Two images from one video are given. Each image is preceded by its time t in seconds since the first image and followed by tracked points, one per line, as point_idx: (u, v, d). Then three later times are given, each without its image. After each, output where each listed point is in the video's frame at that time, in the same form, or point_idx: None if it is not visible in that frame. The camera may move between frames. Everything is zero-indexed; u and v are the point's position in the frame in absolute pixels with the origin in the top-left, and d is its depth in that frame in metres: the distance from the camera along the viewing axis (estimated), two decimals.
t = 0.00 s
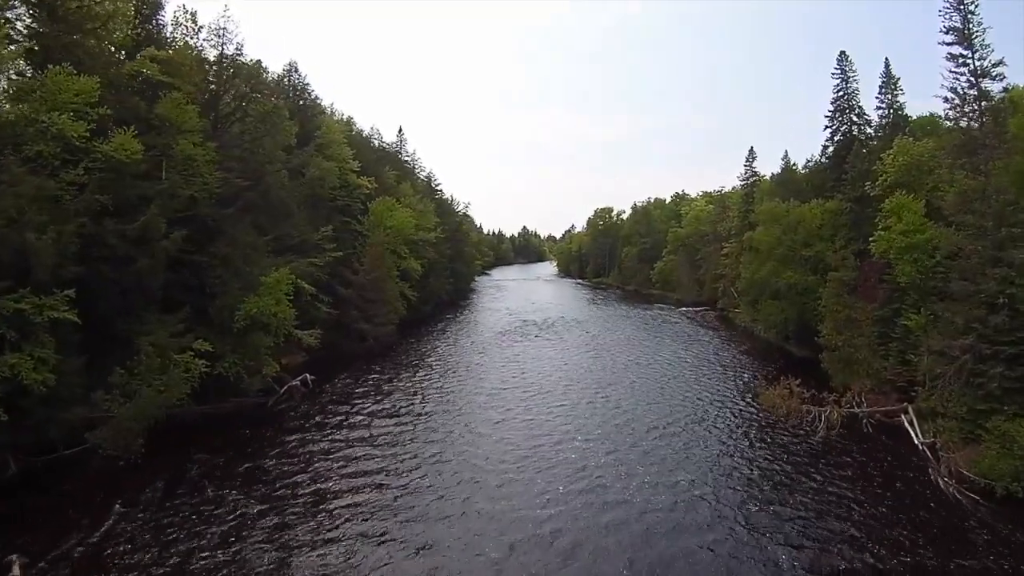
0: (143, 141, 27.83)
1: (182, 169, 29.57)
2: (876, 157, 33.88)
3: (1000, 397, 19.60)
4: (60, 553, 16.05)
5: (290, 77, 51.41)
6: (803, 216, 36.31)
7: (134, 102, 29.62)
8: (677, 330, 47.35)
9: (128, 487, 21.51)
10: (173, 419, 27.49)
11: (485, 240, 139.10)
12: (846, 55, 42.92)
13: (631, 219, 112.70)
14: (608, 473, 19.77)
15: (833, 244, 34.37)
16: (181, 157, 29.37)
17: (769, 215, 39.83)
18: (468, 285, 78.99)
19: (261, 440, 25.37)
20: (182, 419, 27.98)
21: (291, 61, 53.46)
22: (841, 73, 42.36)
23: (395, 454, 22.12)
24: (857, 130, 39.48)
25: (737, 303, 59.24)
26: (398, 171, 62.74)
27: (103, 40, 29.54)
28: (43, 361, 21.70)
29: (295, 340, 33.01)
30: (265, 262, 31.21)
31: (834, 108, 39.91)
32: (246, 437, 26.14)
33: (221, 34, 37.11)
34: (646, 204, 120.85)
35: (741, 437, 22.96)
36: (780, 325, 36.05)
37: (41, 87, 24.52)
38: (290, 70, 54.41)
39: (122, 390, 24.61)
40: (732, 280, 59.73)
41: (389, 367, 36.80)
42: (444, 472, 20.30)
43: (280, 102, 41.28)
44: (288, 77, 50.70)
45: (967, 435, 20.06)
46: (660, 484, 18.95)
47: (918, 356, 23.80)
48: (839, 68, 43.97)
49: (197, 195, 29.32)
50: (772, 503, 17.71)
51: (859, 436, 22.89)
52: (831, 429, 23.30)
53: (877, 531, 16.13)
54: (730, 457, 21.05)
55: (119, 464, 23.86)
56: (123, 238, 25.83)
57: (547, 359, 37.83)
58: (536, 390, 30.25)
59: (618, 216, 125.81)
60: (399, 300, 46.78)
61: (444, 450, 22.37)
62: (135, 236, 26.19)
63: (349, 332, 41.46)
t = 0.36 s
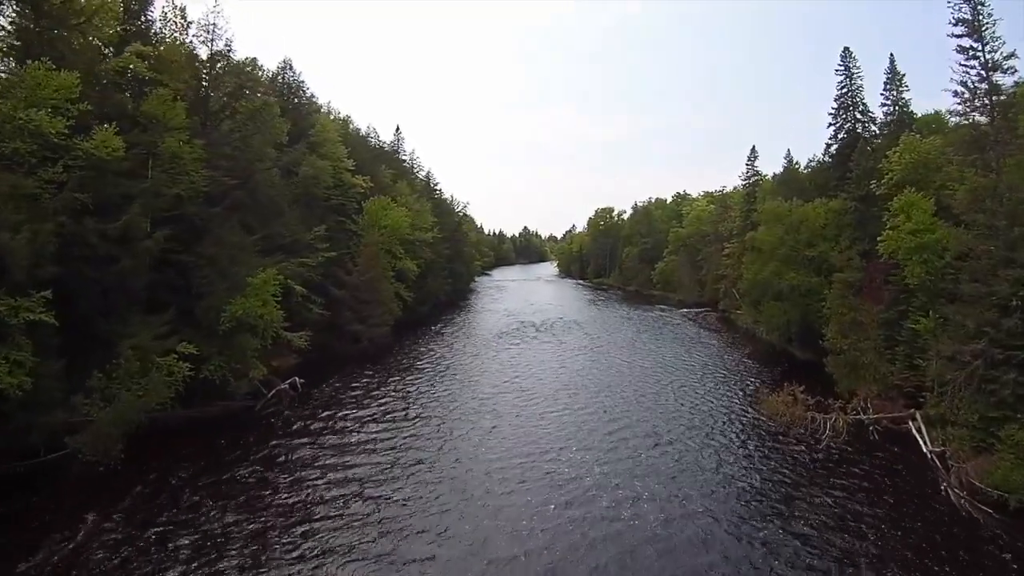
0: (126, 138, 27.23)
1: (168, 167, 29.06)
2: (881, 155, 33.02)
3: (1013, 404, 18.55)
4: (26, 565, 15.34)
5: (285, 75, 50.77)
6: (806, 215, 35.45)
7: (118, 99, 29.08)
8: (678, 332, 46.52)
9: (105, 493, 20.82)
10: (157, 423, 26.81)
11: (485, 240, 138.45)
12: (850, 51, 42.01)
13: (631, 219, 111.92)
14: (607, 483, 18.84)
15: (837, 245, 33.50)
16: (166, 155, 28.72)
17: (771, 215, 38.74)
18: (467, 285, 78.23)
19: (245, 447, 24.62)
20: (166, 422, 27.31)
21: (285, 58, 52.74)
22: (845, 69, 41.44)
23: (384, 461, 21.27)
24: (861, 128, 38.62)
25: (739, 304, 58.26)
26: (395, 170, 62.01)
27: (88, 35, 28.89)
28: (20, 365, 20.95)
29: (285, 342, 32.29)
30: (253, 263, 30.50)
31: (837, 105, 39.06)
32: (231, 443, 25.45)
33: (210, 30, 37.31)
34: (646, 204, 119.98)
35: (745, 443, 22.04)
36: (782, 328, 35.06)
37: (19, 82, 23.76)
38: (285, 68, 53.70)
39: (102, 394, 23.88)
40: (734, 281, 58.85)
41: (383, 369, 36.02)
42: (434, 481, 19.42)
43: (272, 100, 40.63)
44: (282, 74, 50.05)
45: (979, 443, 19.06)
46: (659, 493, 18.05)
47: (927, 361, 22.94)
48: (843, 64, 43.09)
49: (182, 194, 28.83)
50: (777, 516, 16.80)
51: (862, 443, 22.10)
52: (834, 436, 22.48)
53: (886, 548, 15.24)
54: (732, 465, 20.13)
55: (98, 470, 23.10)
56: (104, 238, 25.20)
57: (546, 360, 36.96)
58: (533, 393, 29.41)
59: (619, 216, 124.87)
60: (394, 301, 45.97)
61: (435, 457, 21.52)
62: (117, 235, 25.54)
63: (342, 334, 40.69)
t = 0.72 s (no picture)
0: (106, 135, 26.65)
1: (152, 165, 28.60)
2: (886, 152, 32.18)
3: None
4: None
5: (280, 72, 50.10)
6: (809, 214, 34.61)
7: (102, 95, 28.61)
8: (679, 334, 45.70)
9: (82, 499, 20.22)
10: (140, 428, 26.20)
11: (485, 240, 137.73)
12: (854, 46, 41.07)
13: (631, 219, 111.19)
14: (603, 495, 17.93)
15: (842, 244, 32.66)
16: (150, 153, 28.28)
17: (774, 213, 37.63)
18: (466, 285, 77.49)
19: (229, 454, 23.85)
20: (149, 427, 26.73)
21: (280, 55, 52.03)
22: (849, 65, 40.50)
23: (371, 471, 20.42)
24: (865, 125, 37.79)
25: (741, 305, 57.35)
26: (392, 169, 61.30)
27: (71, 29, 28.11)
28: None
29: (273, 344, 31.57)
30: (240, 263, 29.79)
31: (841, 101, 38.24)
32: (215, 450, 24.74)
33: (199, 27, 37.20)
34: (647, 204, 119.16)
35: (747, 452, 21.13)
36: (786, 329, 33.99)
37: None
38: (279, 66, 53.02)
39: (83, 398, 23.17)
40: (735, 281, 58.07)
41: (376, 372, 35.17)
42: (422, 492, 18.55)
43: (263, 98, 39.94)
44: (276, 71, 49.37)
45: (992, 453, 18.21)
46: (657, 507, 17.15)
47: (936, 365, 22.08)
48: (846, 60, 42.21)
49: (166, 194, 28.58)
50: (780, 532, 15.89)
51: (869, 451, 21.20)
52: (840, 445, 21.61)
53: (898, 567, 14.34)
54: (734, 476, 19.23)
55: (77, 477, 22.38)
56: (84, 238, 24.58)
57: (544, 362, 36.06)
58: (530, 397, 28.50)
59: (620, 216, 123.98)
60: (390, 302, 45.22)
61: (425, 466, 20.63)
62: (98, 235, 24.89)
63: (335, 336, 39.99)
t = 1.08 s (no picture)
0: (87, 133, 25.89)
1: (136, 163, 27.85)
2: (891, 149, 31.32)
3: None
4: None
5: (272, 69, 49.32)
6: (812, 213, 33.73)
7: (84, 92, 27.95)
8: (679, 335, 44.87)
9: (54, 507, 19.43)
10: (122, 433, 25.49)
11: (484, 240, 136.92)
12: (856, 41, 40.14)
13: (631, 219, 110.47)
14: (596, 503, 17.04)
15: (845, 243, 31.80)
16: (133, 150, 27.66)
17: (775, 212, 36.64)
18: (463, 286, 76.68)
19: (211, 460, 23.09)
20: (131, 431, 26.08)
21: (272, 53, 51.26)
22: (851, 59, 39.54)
23: (355, 478, 19.57)
24: (869, 121, 36.92)
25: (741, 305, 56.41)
26: (388, 168, 60.50)
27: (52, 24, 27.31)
28: None
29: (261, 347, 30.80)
30: (225, 263, 29.03)
31: (844, 97, 37.35)
32: (196, 456, 23.98)
33: (186, 22, 36.54)
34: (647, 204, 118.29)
35: (748, 459, 20.21)
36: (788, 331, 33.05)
37: None
38: (273, 64, 52.27)
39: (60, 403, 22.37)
40: (736, 281, 57.21)
41: (367, 376, 34.31)
42: (407, 501, 17.66)
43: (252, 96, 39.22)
44: (269, 68, 48.60)
45: (1005, 462, 17.33)
46: (654, 516, 16.23)
47: (945, 368, 21.23)
48: (849, 54, 41.31)
49: (150, 193, 27.85)
50: (784, 545, 14.94)
51: (874, 459, 20.36)
52: (845, 452, 20.71)
53: None
54: (735, 485, 18.30)
55: (52, 485, 21.61)
56: (62, 237, 23.80)
57: (540, 364, 35.22)
58: (524, 400, 27.59)
59: (620, 216, 123.04)
60: (384, 303, 44.39)
61: (411, 472, 19.79)
62: (77, 235, 24.11)
63: (327, 338, 39.26)
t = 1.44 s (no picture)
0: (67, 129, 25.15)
1: (118, 161, 27.08)
2: (896, 145, 30.42)
3: None
4: None
5: (265, 66, 48.57)
6: (814, 211, 32.84)
7: (66, 87, 27.23)
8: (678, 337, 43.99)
9: (24, 513, 18.71)
10: (103, 436, 24.79)
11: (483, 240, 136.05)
12: (859, 36, 39.21)
13: (631, 218, 109.58)
14: (589, 518, 16.16)
15: (849, 243, 30.93)
16: (114, 147, 26.89)
17: (777, 210, 35.69)
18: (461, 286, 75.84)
19: (192, 465, 22.28)
20: (113, 434, 25.35)
21: (266, 50, 50.52)
22: (853, 55, 38.62)
23: (338, 489, 18.72)
24: (872, 117, 36.02)
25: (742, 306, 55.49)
26: (384, 167, 59.70)
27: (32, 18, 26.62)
28: None
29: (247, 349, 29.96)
30: (210, 264, 28.22)
31: (847, 93, 36.44)
32: (179, 460, 23.22)
33: (173, 17, 35.77)
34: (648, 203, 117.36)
35: (748, 469, 19.33)
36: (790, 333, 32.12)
37: None
38: (266, 61, 51.53)
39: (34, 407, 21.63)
40: (737, 281, 56.30)
41: (357, 379, 33.46)
42: (387, 514, 16.86)
43: (242, 93, 38.47)
44: (261, 66, 47.86)
45: (1018, 473, 16.25)
46: (647, 530, 15.37)
47: (954, 373, 20.34)
48: (852, 49, 40.40)
49: (132, 191, 27.06)
50: (783, 563, 14.07)
51: (880, 468, 19.46)
52: (849, 462, 19.81)
53: None
54: (735, 497, 17.42)
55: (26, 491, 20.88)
56: (39, 236, 23.01)
57: (535, 367, 34.37)
58: (517, 405, 26.74)
59: (621, 215, 122.18)
60: (377, 303, 43.56)
61: (396, 483, 18.94)
62: (54, 234, 23.36)
63: (318, 339, 38.46)
